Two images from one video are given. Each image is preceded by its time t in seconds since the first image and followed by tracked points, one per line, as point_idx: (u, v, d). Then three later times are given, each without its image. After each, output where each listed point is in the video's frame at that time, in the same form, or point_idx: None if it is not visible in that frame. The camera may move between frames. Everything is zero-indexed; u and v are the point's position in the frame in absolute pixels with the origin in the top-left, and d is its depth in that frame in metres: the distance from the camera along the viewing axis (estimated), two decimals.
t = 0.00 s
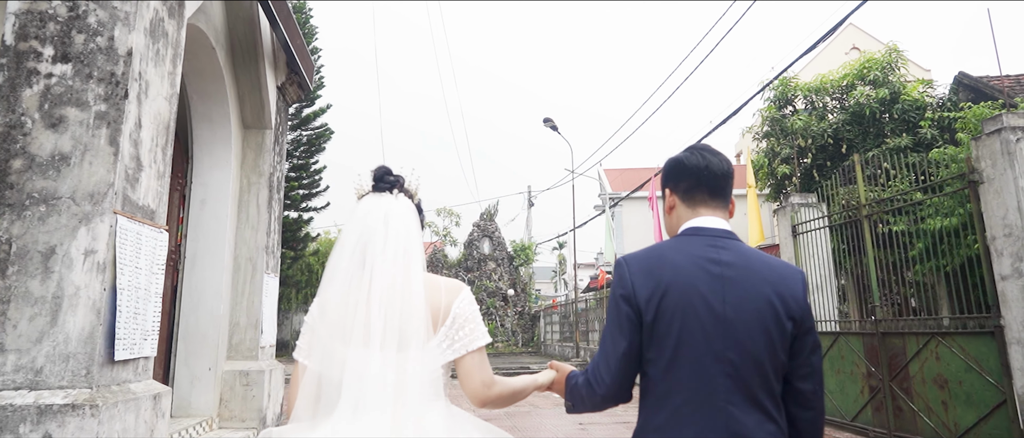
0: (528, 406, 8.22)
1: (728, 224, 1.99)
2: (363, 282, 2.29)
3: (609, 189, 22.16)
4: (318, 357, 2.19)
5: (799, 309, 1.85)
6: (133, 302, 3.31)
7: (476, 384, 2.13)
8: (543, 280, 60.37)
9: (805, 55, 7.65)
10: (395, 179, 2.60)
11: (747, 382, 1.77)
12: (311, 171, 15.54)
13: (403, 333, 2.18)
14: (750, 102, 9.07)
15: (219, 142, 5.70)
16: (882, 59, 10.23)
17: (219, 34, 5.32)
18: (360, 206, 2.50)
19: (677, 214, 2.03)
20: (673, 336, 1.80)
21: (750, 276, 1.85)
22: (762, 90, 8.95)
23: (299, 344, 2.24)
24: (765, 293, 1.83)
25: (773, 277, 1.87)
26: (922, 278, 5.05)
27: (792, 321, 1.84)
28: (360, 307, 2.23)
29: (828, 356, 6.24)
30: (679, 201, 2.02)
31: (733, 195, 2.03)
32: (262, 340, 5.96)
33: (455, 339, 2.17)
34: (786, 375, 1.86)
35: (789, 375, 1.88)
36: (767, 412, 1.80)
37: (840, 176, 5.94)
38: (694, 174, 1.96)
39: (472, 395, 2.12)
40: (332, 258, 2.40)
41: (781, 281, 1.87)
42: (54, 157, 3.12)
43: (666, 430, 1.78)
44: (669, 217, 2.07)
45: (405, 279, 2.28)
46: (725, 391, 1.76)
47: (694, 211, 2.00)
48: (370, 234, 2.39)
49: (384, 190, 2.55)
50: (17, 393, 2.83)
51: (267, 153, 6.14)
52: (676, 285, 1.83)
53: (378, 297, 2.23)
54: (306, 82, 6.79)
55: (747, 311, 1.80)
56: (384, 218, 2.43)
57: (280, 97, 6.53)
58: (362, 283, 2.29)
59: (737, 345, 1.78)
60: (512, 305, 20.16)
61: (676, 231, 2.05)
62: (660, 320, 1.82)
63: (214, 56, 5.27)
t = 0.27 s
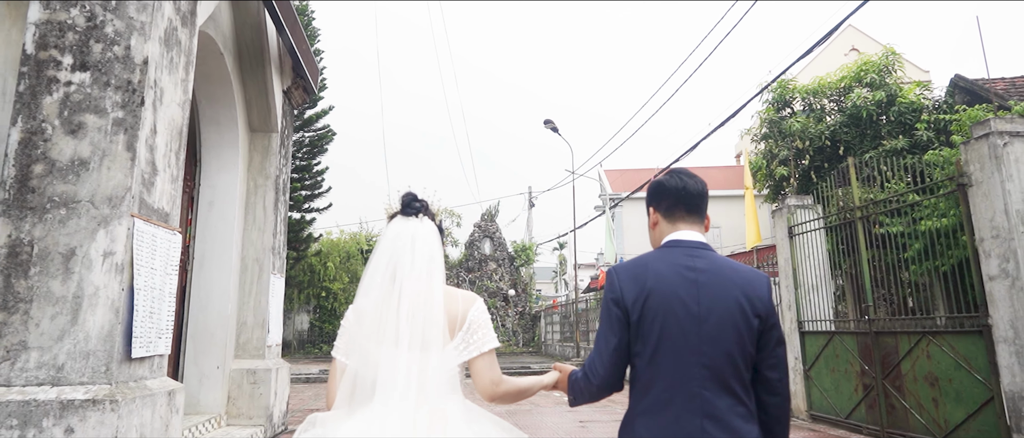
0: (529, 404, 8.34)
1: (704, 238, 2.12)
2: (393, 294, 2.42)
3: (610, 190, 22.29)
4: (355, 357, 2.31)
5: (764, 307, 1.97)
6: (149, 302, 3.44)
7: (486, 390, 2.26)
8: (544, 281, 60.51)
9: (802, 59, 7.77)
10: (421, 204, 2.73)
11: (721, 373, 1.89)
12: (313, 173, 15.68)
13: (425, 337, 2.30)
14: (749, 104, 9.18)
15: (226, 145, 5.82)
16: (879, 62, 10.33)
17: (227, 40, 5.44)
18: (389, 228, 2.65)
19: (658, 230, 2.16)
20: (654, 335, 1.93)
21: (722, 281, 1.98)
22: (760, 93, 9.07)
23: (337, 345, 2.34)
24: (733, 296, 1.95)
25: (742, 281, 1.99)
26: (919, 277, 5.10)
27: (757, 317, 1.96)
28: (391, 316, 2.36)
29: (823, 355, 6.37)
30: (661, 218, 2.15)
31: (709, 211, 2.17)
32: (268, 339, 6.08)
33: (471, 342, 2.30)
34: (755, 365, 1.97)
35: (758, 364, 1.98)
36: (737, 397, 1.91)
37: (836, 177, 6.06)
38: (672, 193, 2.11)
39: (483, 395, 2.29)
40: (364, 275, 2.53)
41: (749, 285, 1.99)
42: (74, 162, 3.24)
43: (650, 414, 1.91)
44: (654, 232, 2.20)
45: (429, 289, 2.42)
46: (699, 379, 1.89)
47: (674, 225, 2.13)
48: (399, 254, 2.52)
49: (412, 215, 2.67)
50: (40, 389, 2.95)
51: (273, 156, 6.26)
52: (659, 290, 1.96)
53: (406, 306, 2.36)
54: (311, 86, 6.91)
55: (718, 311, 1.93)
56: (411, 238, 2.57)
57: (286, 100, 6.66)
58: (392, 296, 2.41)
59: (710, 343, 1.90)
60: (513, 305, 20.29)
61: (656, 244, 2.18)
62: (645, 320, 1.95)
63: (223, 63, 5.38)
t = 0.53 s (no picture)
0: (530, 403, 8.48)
1: (676, 253, 2.26)
2: (424, 290, 2.65)
3: (610, 191, 22.41)
4: (387, 343, 2.55)
5: (726, 311, 2.09)
6: (165, 302, 3.58)
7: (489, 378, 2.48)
8: (545, 282, 60.61)
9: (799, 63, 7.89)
10: (450, 218, 2.96)
11: (691, 370, 2.03)
12: (316, 174, 15.80)
13: (447, 329, 2.51)
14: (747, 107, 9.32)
15: (235, 150, 5.96)
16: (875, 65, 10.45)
17: (236, 47, 5.56)
18: (424, 237, 2.90)
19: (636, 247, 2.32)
20: (632, 339, 2.08)
21: (689, 288, 2.11)
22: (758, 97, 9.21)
23: (373, 332, 2.58)
24: (698, 302, 2.08)
25: (706, 288, 2.11)
26: (914, 278, 5.13)
27: (719, 319, 2.09)
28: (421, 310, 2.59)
29: (818, 355, 6.50)
30: (638, 235, 2.30)
31: (680, 226, 2.31)
32: (276, 338, 6.23)
33: (484, 337, 2.49)
34: (718, 359, 2.10)
35: (721, 359, 2.11)
36: (704, 386, 2.04)
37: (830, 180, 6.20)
38: (645, 214, 2.27)
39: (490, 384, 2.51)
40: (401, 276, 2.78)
41: (711, 291, 2.11)
42: (94, 168, 3.38)
43: (635, 403, 2.05)
44: (634, 247, 2.35)
45: (454, 287, 2.63)
46: (671, 373, 2.03)
47: (649, 242, 2.27)
48: (432, 259, 2.76)
49: (442, 226, 2.92)
50: (64, 385, 3.10)
51: (280, 160, 6.41)
52: (634, 301, 2.10)
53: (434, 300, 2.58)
54: (316, 91, 7.05)
55: (685, 316, 2.06)
56: (443, 248, 2.81)
57: (292, 105, 6.80)
58: (423, 293, 2.64)
59: (679, 345, 2.04)
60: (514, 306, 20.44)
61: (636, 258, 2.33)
62: (623, 327, 2.10)
63: (231, 69, 5.50)
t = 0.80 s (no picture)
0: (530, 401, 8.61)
1: (650, 257, 2.39)
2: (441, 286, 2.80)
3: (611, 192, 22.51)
4: (408, 333, 2.71)
5: (694, 308, 2.23)
6: (178, 302, 3.71)
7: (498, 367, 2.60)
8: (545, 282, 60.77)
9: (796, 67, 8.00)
10: (463, 223, 3.12)
11: (665, 361, 2.17)
12: (318, 175, 15.94)
13: (462, 323, 2.68)
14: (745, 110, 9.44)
15: (242, 153, 6.09)
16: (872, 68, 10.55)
17: (242, 53, 5.68)
18: (440, 238, 3.05)
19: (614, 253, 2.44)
20: (613, 337, 2.20)
21: (663, 289, 2.24)
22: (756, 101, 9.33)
23: (394, 322, 2.73)
24: (670, 302, 2.21)
25: (677, 288, 2.25)
26: (909, 279, 5.21)
27: (689, 316, 2.22)
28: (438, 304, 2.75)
29: (813, 354, 6.63)
30: (617, 242, 2.42)
31: (655, 232, 2.44)
32: (281, 337, 6.36)
33: (494, 330, 2.67)
34: (687, 351, 2.23)
35: (689, 350, 2.24)
36: (675, 375, 2.18)
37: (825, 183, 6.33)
38: (621, 223, 2.39)
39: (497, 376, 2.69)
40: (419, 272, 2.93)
41: (682, 290, 2.25)
42: (111, 172, 3.50)
43: (617, 390, 2.17)
44: (614, 253, 2.47)
45: (469, 284, 2.80)
46: (647, 365, 2.16)
47: (627, 248, 2.40)
48: (448, 258, 2.91)
49: (456, 229, 3.08)
50: (83, 381, 3.22)
51: (286, 163, 6.54)
52: (614, 303, 2.23)
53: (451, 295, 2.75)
54: (321, 95, 7.18)
55: (659, 314, 2.19)
56: (458, 248, 2.97)
57: (297, 109, 6.93)
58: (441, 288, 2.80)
59: (654, 341, 2.17)
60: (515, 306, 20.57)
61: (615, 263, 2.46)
62: (605, 326, 2.23)
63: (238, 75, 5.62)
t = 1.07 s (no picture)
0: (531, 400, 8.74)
1: (637, 261, 2.50)
2: (449, 290, 2.93)
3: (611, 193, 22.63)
4: (420, 332, 2.85)
5: (674, 308, 2.35)
6: (190, 303, 3.84)
7: (503, 363, 2.70)
8: (545, 282, 60.89)
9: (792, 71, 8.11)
10: (470, 233, 3.23)
11: (645, 354, 2.30)
12: (320, 177, 16.08)
13: (470, 323, 2.81)
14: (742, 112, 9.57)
15: (248, 157, 6.21)
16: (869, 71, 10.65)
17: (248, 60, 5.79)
18: (448, 247, 3.19)
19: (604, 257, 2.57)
20: (598, 331, 2.33)
21: (645, 290, 2.36)
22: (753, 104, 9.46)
23: (408, 322, 2.88)
24: (651, 301, 2.33)
25: (658, 288, 2.37)
26: (905, 279, 5.26)
27: (668, 315, 2.34)
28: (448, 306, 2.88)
29: (808, 354, 6.75)
30: (606, 246, 2.54)
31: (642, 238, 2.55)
32: (287, 338, 6.48)
33: (499, 331, 2.80)
34: (666, 346, 2.35)
35: (668, 345, 2.36)
36: (654, 366, 2.30)
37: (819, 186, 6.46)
38: (610, 228, 2.51)
39: (501, 374, 2.81)
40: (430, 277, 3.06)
41: (662, 291, 2.37)
42: (125, 178, 3.63)
43: (602, 378, 2.30)
44: (603, 256, 2.59)
45: (476, 288, 2.93)
46: (629, 358, 2.28)
47: (615, 252, 2.52)
48: (457, 264, 3.04)
49: (463, 237, 3.20)
50: (99, 380, 3.35)
51: (290, 166, 6.67)
52: (600, 302, 2.35)
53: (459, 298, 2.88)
54: (325, 99, 7.30)
55: (640, 312, 2.31)
56: (465, 257, 3.09)
57: (302, 113, 7.06)
58: (450, 292, 2.93)
59: (635, 336, 2.29)
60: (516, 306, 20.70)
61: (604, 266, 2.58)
62: (592, 322, 2.35)
63: (245, 80, 5.74)
